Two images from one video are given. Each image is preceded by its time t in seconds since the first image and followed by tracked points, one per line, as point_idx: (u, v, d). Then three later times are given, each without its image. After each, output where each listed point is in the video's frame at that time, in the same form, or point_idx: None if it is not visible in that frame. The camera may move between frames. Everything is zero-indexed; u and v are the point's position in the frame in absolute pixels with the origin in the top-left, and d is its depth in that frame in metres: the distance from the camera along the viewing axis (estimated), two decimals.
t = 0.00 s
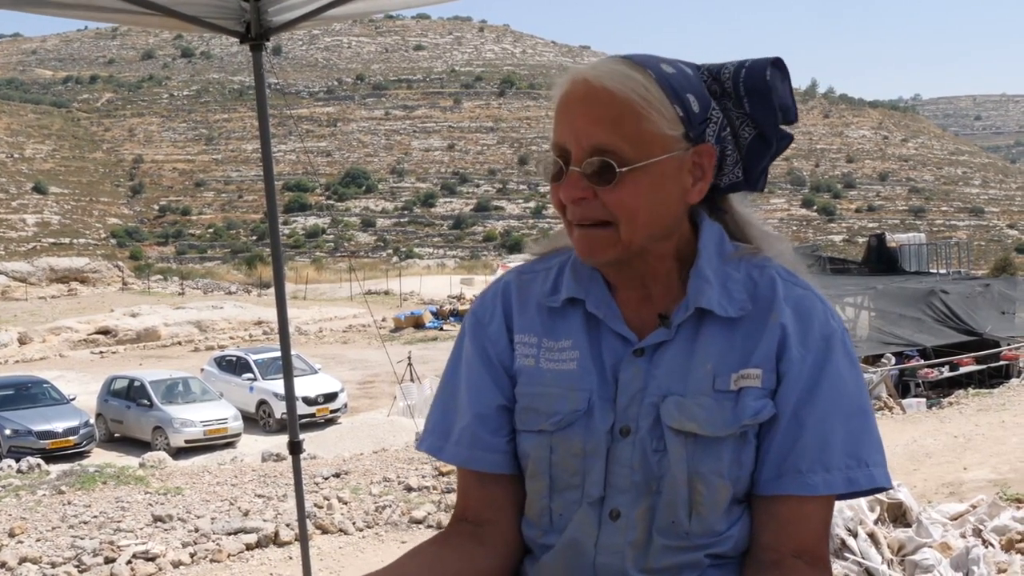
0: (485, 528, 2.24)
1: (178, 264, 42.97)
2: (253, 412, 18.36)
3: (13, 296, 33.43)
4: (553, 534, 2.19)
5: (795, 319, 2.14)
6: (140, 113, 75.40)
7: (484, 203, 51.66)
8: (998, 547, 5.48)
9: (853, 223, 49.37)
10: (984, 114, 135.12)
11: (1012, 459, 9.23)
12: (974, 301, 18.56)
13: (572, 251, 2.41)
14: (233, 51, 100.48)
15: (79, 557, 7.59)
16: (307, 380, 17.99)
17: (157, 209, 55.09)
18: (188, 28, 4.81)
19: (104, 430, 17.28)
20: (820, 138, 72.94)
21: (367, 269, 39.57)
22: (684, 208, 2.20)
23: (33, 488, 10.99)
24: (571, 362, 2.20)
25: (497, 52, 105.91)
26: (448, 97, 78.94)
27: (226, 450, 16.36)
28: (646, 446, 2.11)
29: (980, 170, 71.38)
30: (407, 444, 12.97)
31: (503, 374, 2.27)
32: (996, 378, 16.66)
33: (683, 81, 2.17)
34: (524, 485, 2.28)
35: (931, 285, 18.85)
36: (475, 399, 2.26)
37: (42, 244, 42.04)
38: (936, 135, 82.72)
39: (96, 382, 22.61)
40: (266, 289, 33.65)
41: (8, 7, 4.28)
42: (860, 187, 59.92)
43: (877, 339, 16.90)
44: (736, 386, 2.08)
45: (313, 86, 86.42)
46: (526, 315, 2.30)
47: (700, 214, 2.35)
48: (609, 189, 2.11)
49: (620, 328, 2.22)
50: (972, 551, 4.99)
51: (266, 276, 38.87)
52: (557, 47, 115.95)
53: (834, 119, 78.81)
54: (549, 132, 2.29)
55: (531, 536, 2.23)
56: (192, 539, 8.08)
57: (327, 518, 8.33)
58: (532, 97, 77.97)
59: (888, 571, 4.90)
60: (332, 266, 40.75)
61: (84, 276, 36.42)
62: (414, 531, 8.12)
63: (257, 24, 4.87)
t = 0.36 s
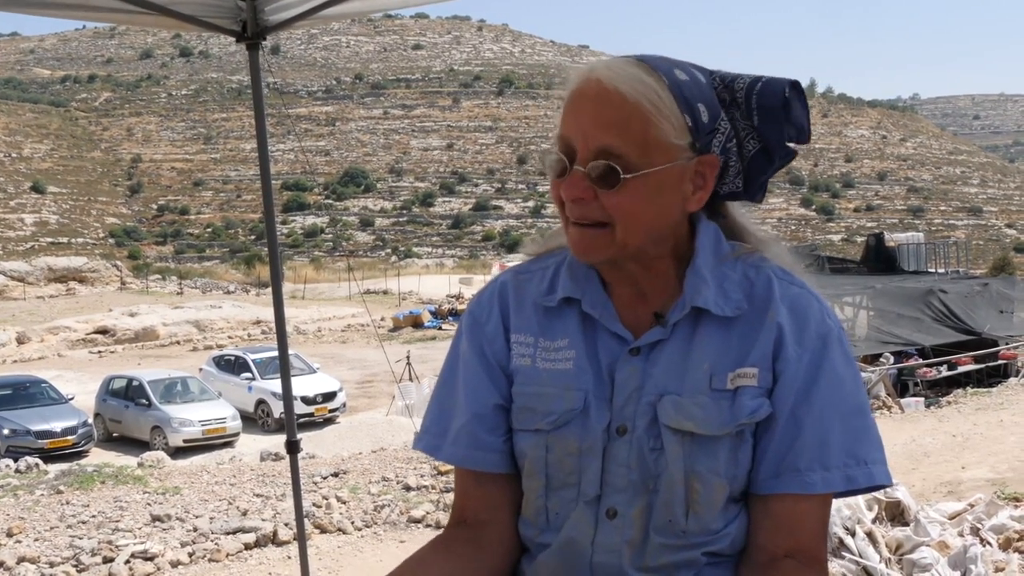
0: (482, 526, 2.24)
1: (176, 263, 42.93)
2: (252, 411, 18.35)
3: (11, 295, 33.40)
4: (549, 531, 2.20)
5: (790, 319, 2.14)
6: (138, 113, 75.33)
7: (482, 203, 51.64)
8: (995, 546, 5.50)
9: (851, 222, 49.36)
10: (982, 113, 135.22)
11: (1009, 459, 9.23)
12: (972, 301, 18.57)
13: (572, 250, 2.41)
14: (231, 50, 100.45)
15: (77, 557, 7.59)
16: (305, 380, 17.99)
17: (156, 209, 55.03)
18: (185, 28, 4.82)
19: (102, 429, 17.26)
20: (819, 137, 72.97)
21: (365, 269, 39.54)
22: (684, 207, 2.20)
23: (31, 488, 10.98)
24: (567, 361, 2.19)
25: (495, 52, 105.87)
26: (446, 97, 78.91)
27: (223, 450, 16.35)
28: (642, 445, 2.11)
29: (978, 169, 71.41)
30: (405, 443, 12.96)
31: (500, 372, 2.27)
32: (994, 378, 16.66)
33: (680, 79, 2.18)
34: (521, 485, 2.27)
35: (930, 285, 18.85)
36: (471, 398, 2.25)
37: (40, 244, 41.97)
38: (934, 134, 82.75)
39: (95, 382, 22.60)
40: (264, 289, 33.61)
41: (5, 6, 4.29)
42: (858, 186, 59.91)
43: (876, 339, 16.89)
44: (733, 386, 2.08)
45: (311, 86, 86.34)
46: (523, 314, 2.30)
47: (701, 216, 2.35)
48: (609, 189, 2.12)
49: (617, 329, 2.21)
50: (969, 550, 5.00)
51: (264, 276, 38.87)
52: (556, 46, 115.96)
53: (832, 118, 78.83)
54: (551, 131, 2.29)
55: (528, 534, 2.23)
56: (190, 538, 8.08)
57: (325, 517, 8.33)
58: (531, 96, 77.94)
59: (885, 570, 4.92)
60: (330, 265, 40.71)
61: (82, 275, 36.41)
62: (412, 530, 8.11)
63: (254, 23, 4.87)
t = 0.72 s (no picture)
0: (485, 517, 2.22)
1: (174, 263, 42.95)
2: (251, 411, 18.33)
3: (10, 295, 33.39)
4: (555, 524, 2.17)
5: (795, 307, 2.13)
6: (136, 113, 75.33)
7: (481, 202, 51.63)
8: (994, 543, 5.50)
9: (850, 221, 49.40)
10: (981, 111, 135.37)
11: (1008, 456, 9.24)
12: (972, 299, 18.55)
13: (574, 241, 2.40)
14: (229, 50, 100.40)
15: (77, 557, 7.58)
16: (305, 379, 17.98)
17: (154, 208, 55.03)
18: (181, 26, 4.80)
19: (101, 429, 17.24)
20: (817, 135, 73.00)
21: (364, 268, 39.57)
22: (683, 196, 2.20)
23: (30, 488, 10.96)
24: (574, 352, 2.18)
25: (493, 51, 105.85)
26: (444, 96, 78.95)
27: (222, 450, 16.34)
28: (648, 436, 2.10)
29: (977, 167, 71.47)
30: (404, 442, 12.95)
31: (506, 362, 2.26)
32: (993, 375, 16.67)
33: (670, 69, 2.17)
34: (526, 478, 2.25)
35: (929, 282, 18.85)
36: (478, 389, 2.22)
37: (38, 244, 42.03)
38: (932, 133, 82.83)
39: (94, 382, 22.59)
40: (263, 289, 33.64)
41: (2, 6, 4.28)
42: (857, 185, 59.97)
43: (874, 336, 16.90)
44: (739, 377, 2.08)
45: (310, 85, 86.32)
46: (530, 304, 2.29)
47: (701, 205, 2.34)
48: (609, 180, 2.10)
49: (621, 319, 2.21)
50: (967, 548, 4.97)
51: (263, 276, 38.87)
52: (555, 45, 116.01)
53: (831, 117, 78.88)
54: (546, 121, 2.29)
55: (533, 525, 2.20)
56: (190, 538, 8.07)
57: (324, 515, 8.35)
58: (529, 95, 78.00)
59: (884, 569, 4.91)
60: (329, 265, 40.67)
61: (81, 276, 36.39)
62: (411, 529, 8.11)
63: (251, 22, 4.87)
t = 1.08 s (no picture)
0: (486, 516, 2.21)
1: (173, 263, 42.95)
2: (250, 410, 18.32)
3: (8, 295, 33.41)
4: (555, 522, 2.16)
5: (794, 306, 2.13)
6: (135, 112, 75.30)
7: (480, 201, 51.62)
8: (994, 542, 5.50)
9: (849, 219, 49.37)
10: (979, 109, 135.28)
11: (1007, 455, 9.23)
12: (970, 296, 18.51)
13: (574, 241, 2.39)
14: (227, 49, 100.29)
15: (77, 557, 7.57)
16: (303, 378, 17.98)
17: (152, 208, 55.03)
18: (180, 26, 4.79)
19: (100, 429, 17.23)
20: (815, 134, 72.99)
21: (362, 268, 39.55)
22: (682, 195, 2.19)
23: (29, 488, 10.95)
24: (576, 349, 2.18)
25: (492, 50, 105.79)
26: (443, 95, 78.93)
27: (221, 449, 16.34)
28: (648, 435, 2.10)
29: (975, 165, 71.43)
30: (403, 441, 12.94)
31: (507, 361, 2.25)
32: (992, 373, 16.63)
33: (667, 69, 2.16)
34: (527, 475, 2.24)
35: (927, 280, 18.82)
36: (478, 388, 2.22)
37: (37, 244, 42.04)
38: (931, 131, 82.78)
39: (93, 381, 22.59)
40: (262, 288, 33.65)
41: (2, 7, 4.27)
42: (855, 183, 59.96)
43: (873, 334, 16.90)
44: (739, 376, 2.07)
45: (308, 84, 86.29)
46: (529, 301, 2.28)
47: (701, 204, 2.33)
48: (605, 182, 2.10)
49: (621, 318, 2.20)
50: (967, 546, 4.96)
51: (262, 275, 38.85)
52: (553, 44, 115.97)
53: (829, 115, 78.87)
54: (543, 121, 2.28)
55: (533, 523, 2.20)
56: (189, 537, 8.07)
57: (323, 515, 8.35)
58: (527, 93, 77.97)
59: (884, 567, 4.93)
60: (327, 265, 40.62)
61: (79, 275, 36.35)
62: (410, 528, 8.11)
63: (250, 21, 4.85)
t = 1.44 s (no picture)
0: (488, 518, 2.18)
1: (172, 262, 42.91)
2: (249, 409, 18.31)
3: (6, 295, 33.34)
4: (553, 521, 2.16)
5: (791, 304, 2.13)
6: (133, 111, 75.22)
7: (479, 200, 51.58)
8: (994, 540, 5.51)
9: (847, 217, 49.34)
10: (977, 107, 135.21)
11: (1007, 453, 9.23)
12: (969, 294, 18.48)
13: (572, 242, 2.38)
14: (225, 48, 100.26)
15: (76, 556, 7.55)
16: (302, 377, 17.98)
17: (151, 207, 54.98)
18: (176, 25, 4.77)
19: (99, 428, 17.22)
20: (814, 132, 72.99)
21: (361, 267, 39.52)
22: (679, 196, 2.18)
23: (28, 488, 10.94)
24: (573, 349, 2.17)
25: (490, 48, 105.71)
26: (441, 93, 78.90)
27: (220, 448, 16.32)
28: (647, 432, 2.09)
29: (974, 163, 71.40)
30: (402, 440, 12.93)
31: (506, 361, 2.23)
32: (992, 371, 16.61)
33: (675, 69, 2.16)
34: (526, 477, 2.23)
35: (926, 279, 18.81)
36: (478, 388, 2.20)
37: (36, 243, 41.98)
38: (929, 129, 82.78)
39: (92, 381, 22.58)
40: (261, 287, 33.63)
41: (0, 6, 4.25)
42: (854, 181, 59.93)
43: (872, 332, 16.91)
44: (736, 371, 2.07)
45: (306, 83, 86.19)
46: (526, 303, 2.27)
47: (697, 204, 2.33)
48: (605, 176, 2.10)
49: (619, 317, 2.19)
50: (967, 543, 4.95)
51: (261, 274, 38.83)
52: (551, 43, 115.89)
53: (828, 113, 78.86)
54: (546, 122, 2.27)
55: (532, 523, 2.19)
56: (188, 536, 8.06)
57: (323, 514, 8.34)
58: (525, 92, 77.91)
59: (884, 565, 4.93)
60: (326, 264, 40.61)
61: (78, 275, 36.28)
62: (409, 527, 8.11)
63: (248, 20, 4.83)
